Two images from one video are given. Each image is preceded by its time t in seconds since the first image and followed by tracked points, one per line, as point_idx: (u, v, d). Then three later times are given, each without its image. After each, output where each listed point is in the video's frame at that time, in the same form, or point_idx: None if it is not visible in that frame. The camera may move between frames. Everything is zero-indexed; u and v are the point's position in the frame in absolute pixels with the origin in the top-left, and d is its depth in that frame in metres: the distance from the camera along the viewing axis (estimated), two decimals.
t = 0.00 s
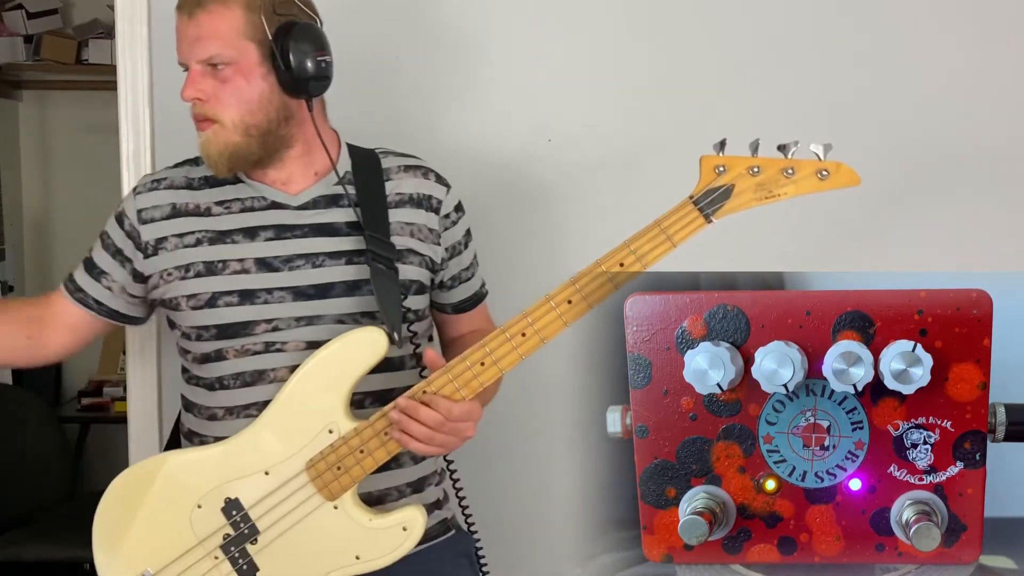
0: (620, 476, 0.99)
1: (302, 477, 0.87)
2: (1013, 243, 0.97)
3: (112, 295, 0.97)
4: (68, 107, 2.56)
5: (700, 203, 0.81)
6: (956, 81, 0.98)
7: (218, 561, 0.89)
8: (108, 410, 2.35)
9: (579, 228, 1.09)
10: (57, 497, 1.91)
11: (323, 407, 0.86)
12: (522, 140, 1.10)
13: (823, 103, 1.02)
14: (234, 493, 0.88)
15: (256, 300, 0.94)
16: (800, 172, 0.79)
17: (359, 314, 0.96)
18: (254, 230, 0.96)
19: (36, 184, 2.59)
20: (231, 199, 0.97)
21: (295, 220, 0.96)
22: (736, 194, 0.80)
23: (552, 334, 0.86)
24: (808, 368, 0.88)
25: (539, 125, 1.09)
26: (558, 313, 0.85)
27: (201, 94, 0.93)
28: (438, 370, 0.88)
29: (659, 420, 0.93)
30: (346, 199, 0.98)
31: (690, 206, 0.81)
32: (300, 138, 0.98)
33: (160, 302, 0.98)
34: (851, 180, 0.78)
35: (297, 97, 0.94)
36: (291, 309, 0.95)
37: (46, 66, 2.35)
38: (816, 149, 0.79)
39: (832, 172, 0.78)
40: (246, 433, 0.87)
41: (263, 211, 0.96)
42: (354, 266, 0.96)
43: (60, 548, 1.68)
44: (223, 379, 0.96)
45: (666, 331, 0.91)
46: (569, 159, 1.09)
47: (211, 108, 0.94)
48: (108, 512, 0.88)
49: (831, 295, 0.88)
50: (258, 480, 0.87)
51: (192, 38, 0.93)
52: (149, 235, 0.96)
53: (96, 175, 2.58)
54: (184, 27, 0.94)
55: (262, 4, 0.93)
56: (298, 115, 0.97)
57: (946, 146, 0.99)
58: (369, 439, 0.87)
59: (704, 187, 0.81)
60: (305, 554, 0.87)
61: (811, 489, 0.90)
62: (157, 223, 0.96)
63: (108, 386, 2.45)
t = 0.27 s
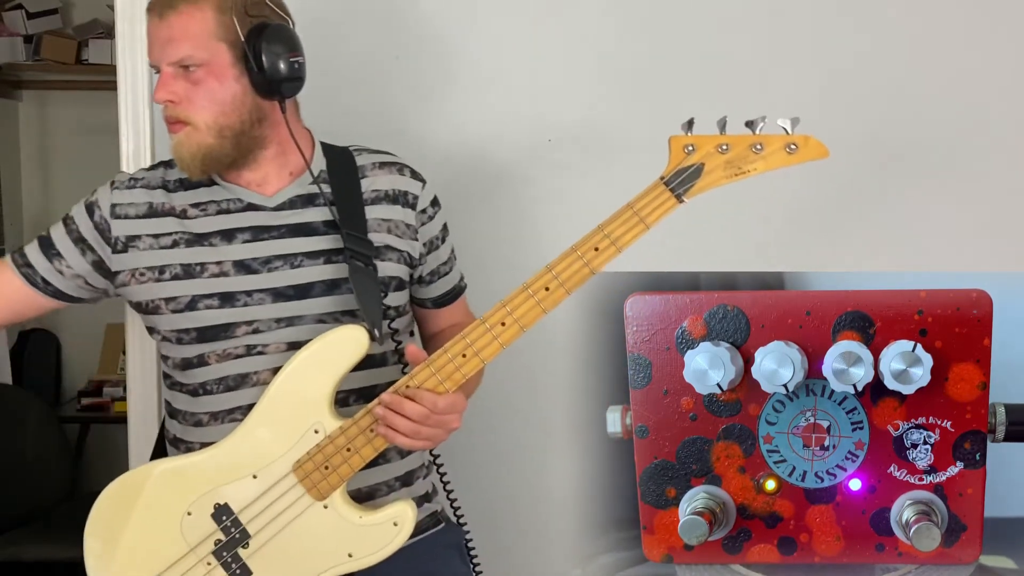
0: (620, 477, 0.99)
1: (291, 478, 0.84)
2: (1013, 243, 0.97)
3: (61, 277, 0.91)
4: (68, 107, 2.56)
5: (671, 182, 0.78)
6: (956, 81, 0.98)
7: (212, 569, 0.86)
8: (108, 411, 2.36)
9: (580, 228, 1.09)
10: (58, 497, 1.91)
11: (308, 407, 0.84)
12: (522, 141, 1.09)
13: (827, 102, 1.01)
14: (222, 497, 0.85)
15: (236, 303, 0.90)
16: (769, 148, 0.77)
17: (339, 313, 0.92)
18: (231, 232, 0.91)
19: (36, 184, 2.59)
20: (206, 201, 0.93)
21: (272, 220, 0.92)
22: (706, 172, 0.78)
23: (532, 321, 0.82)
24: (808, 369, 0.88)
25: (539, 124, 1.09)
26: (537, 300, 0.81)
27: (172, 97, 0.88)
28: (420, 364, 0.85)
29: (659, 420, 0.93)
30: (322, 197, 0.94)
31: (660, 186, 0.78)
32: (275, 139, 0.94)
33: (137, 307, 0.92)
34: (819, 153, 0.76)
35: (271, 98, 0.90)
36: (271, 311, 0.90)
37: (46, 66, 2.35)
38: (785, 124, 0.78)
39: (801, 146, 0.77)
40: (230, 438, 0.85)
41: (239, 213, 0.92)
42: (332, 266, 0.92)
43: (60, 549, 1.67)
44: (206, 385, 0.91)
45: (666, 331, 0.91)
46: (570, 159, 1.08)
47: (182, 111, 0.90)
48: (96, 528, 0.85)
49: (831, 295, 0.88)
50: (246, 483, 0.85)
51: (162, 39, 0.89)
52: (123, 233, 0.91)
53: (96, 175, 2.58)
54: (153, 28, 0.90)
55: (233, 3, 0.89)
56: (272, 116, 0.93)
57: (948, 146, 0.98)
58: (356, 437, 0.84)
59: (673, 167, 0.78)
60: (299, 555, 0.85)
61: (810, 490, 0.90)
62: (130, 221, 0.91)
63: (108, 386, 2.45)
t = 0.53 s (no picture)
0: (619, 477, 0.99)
1: (287, 480, 0.84)
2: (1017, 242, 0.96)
3: (39, 276, 0.91)
4: (68, 107, 2.56)
5: (648, 162, 0.81)
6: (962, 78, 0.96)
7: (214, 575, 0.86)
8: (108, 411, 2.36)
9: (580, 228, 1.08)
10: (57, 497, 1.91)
11: (299, 408, 0.84)
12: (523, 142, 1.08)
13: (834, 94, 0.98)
14: (219, 503, 0.85)
15: (220, 308, 0.90)
16: (743, 122, 0.79)
17: (326, 312, 0.92)
18: (212, 236, 0.91)
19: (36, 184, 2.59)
20: (185, 206, 0.92)
21: (252, 222, 0.91)
22: (683, 150, 0.80)
23: (518, 308, 0.83)
24: (808, 369, 0.88)
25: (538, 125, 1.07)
26: (522, 288, 0.82)
27: (141, 103, 0.87)
28: (409, 359, 0.85)
29: (659, 420, 0.93)
30: (300, 196, 0.93)
31: (638, 166, 0.80)
32: (250, 142, 0.93)
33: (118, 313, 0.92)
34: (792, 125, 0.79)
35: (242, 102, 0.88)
36: (256, 314, 0.90)
37: (46, 66, 2.35)
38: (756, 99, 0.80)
39: (774, 118, 0.79)
40: (223, 443, 0.84)
41: (218, 217, 0.91)
42: (315, 265, 0.92)
43: (60, 548, 1.67)
44: (195, 393, 0.91)
45: (666, 331, 0.91)
46: (568, 158, 1.06)
47: (152, 117, 0.88)
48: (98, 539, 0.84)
49: (831, 295, 0.88)
50: (242, 488, 0.85)
51: (129, 46, 0.87)
52: (102, 239, 0.91)
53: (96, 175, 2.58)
54: (119, 34, 0.88)
55: (201, 7, 0.88)
56: (245, 119, 0.92)
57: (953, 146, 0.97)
58: (349, 434, 0.84)
59: (650, 146, 0.80)
60: (300, 557, 0.85)
61: (811, 489, 0.90)
62: (112, 226, 0.91)
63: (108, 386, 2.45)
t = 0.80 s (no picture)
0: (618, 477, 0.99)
1: (286, 483, 0.84)
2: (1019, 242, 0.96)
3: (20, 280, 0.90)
4: (68, 107, 2.56)
5: (629, 143, 0.81)
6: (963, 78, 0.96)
7: None
8: (108, 410, 2.37)
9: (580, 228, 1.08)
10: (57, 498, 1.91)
11: (294, 409, 0.84)
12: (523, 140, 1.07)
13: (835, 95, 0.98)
14: (218, 510, 0.85)
15: (209, 311, 0.90)
16: (722, 97, 0.80)
17: (315, 311, 0.93)
18: (197, 240, 0.90)
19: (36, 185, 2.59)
20: (168, 210, 0.92)
21: (237, 224, 0.91)
22: (663, 128, 0.80)
23: (507, 296, 0.83)
24: (808, 368, 0.88)
25: (538, 126, 1.06)
26: (510, 277, 0.82)
27: (122, 107, 0.87)
28: (401, 354, 0.84)
29: (659, 420, 0.93)
30: (285, 195, 0.93)
31: (620, 147, 0.81)
32: (232, 143, 0.93)
33: (101, 319, 0.91)
34: (772, 97, 0.79)
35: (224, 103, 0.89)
36: (245, 316, 0.91)
37: (46, 66, 2.35)
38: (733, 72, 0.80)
39: (752, 91, 0.79)
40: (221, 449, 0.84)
41: (203, 220, 0.91)
42: (302, 264, 0.92)
43: (60, 548, 1.68)
44: (186, 399, 0.91)
45: (666, 331, 0.91)
46: (569, 159, 1.06)
47: (133, 120, 0.88)
48: (100, 553, 0.84)
49: (832, 296, 0.89)
50: (242, 493, 0.84)
51: (108, 49, 0.87)
52: (85, 243, 0.90)
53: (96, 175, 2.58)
54: (97, 37, 0.88)
55: (180, 8, 0.88)
56: (226, 121, 0.92)
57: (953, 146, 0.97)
58: (346, 434, 0.84)
59: (631, 127, 0.80)
60: (302, 560, 0.85)
61: (811, 489, 0.90)
62: (94, 230, 0.90)
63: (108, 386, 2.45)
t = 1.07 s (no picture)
0: (618, 479, 0.99)
1: (280, 485, 0.85)
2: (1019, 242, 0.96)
3: (14, 283, 0.90)
4: (68, 107, 2.56)
5: (627, 146, 0.80)
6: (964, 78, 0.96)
7: None
8: (108, 410, 2.37)
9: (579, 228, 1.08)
10: (57, 497, 1.91)
11: (288, 412, 0.84)
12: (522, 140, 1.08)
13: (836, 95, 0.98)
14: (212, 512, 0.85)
15: (203, 313, 0.90)
16: (721, 100, 0.79)
17: (311, 312, 0.93)
18: (191, 241, 0.91)
19: (35, 184, 2.59)
20: (162, 211, 0.92)
21: (230, 225, 0.91)
22: (661, 132, 0.80)
23: (505, 300, 0.83)
24: (808, 368, 0.88)
25: (538, 126, 1.06)
26: (508, 279, 0.82)
27: (116, 108, 0.87)
28: (398, 355, 0.85)
29: (659, 420, 0.93)
30: (278, 196, 0.93)
31: (618, 150, 0.80)
32: (226, 145, 0.93)
33: (96, 321, 0.91)
34: (771, 100, 0.79)
35: (219, 104, 0.89)
36: (240, 317, 0.91)
37: (46, 66, 2.35)
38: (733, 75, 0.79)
39: (753, 95, 0.79)
40: (213, 451, 0.84)
41: (196, 221, 0.91)
42: (298, 265, 0.92)
43: (61, 548, 1.68)
44: (181, 401, 0.91)
45: (666, 331, 0.91)
46: (569, 159, 1.06)
47: (127, 121, 0.88)
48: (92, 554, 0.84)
49: (831, 296, 0.89)
50: (236, 495, 0.85)
51: (102, 50, 0.87)
52: (78, 245, 0.90)
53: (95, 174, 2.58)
54: (91, 38, 0.88)
55: (175, 9, 0.88)
56: (221, 122, 0.92)
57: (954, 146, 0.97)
58: (340, 436, 0.84)
59: (629, 130, 0.80)
60: (296, 563, 0.85)
61: (811, 489, 0.90)
62: (86, 232, 0.90)
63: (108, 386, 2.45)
